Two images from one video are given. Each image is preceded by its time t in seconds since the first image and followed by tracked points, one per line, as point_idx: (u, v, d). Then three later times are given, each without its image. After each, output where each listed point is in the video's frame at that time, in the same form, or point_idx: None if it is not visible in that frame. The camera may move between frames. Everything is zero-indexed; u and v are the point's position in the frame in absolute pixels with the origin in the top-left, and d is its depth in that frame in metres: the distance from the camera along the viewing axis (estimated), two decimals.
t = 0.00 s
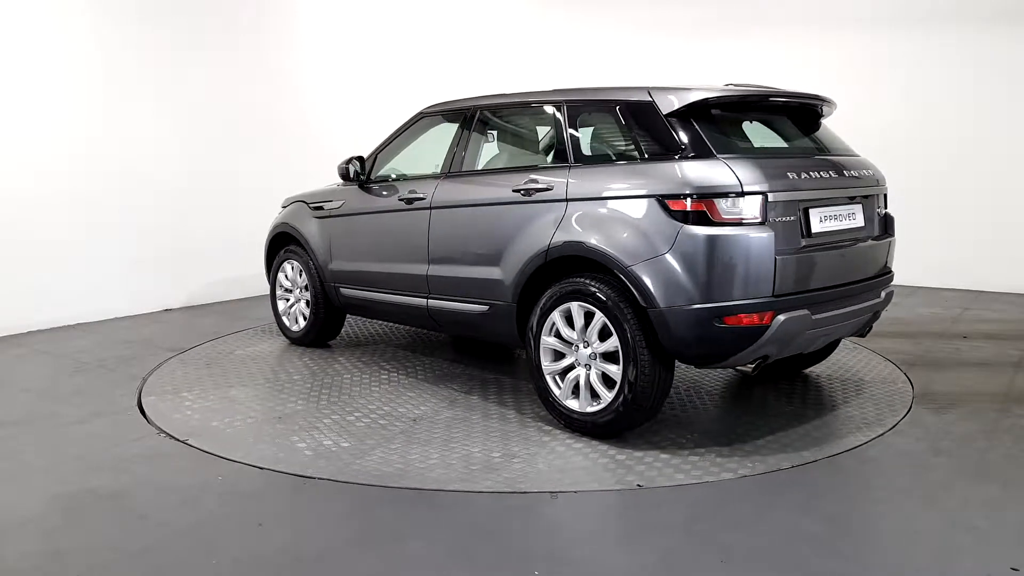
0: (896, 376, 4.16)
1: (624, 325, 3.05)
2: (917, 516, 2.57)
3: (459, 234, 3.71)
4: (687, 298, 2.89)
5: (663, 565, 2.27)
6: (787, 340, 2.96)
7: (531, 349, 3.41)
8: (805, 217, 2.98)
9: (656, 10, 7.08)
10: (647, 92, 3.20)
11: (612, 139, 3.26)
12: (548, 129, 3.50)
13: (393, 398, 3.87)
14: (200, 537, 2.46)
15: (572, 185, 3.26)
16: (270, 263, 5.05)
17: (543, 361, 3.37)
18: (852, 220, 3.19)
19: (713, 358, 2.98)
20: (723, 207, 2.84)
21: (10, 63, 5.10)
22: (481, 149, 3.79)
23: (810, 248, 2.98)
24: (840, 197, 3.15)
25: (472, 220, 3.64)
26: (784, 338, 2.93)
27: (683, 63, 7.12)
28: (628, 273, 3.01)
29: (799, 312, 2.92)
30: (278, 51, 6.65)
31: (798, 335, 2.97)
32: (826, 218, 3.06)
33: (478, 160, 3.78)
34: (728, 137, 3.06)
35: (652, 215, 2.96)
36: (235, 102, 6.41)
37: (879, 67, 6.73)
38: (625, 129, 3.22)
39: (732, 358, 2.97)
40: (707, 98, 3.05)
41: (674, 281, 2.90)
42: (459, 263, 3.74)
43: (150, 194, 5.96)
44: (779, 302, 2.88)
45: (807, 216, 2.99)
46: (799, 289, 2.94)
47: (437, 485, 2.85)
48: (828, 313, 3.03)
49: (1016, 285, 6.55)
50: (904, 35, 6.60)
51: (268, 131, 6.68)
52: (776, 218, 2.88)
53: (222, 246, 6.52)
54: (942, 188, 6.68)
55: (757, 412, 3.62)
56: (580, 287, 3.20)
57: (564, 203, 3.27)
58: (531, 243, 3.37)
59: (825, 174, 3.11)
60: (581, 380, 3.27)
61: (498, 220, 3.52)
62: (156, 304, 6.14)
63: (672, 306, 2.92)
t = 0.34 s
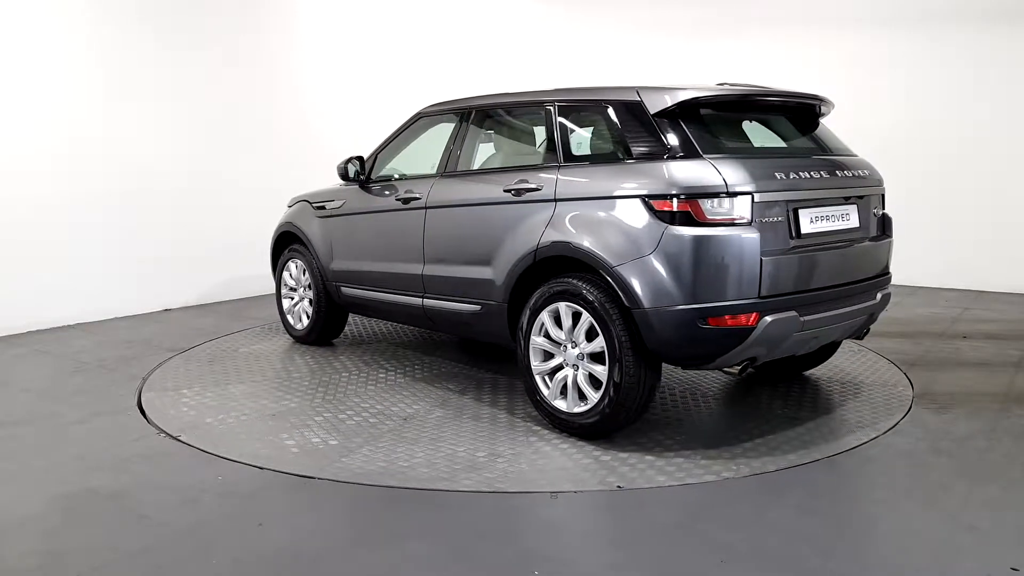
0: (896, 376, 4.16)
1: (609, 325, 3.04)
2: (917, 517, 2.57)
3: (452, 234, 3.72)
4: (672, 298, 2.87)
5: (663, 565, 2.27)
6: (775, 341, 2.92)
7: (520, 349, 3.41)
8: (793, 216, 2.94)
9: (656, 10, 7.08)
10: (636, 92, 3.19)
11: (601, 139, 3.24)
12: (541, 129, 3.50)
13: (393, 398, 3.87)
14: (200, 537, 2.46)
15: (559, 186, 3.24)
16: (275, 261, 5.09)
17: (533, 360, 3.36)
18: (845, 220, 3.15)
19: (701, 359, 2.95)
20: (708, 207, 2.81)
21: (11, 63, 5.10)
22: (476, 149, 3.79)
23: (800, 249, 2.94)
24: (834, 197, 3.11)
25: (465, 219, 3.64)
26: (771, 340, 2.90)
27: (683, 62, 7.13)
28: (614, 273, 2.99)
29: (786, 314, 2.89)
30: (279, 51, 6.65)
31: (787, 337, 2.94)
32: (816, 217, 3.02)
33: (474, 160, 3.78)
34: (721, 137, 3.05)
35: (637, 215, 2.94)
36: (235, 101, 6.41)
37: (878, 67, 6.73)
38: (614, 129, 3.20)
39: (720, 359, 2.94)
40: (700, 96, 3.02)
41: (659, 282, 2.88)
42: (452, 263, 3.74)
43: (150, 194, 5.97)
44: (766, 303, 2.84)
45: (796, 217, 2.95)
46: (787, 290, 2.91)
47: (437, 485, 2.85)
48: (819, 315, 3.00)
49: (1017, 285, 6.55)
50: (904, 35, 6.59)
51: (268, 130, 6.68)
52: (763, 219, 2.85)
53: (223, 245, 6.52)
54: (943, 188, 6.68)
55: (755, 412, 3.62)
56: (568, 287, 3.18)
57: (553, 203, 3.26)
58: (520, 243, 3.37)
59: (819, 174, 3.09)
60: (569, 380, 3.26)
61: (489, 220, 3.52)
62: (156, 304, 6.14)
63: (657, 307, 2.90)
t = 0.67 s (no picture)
0: (897, 376, 4.16)
1: (593, 325, 3.02)
2: (916, 517, 2.57)
3: (447, 234, 3.72)
4: (655, 299, 2.85)
5: (662, 565, 2.27)
6: (761, 343, 2.90)
7: (510, 349, 3.40)
8: (779, 215, 2.91)
9: (656, 10, 7.09)
10: (624, 93, 3.16)
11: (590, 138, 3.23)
12: (533, 129, 3.49)
13: (392, 398, 3.87)
14: (200, 537, 2.46)
15: (548, 187, 3.24)
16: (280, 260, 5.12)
17: (522, 360, 3.35)
18: (838, 221, 3.12)
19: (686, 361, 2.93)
20: (692, 208, 2.80)
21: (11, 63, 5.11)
22: (472, 149, 3.78)
23: (787, 250, 2.91)
24: (827, 197, 3.09)
25: (458, 219, 3.65)
26: (757, 341, 2.87)
27: (683, 62, 7.13)
28: (598, 274, 2.99)
29: (773, 315, 2.86)
30: (279, 51, 6.65)
31: (773, 338, 2.90)
32: (805, 218, 2.99)
33: (469, 160, 3.77)
34: (720, 138, 3.07)
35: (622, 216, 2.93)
36: (235, 101, 6.40)
37: (878, 67, 6.73)
38: (602, 130, 3.18)
39: (705, 360, 2.93)
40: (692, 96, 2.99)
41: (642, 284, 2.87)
42: (445, 263, 3.75)
43: (150, 194, 5.97)
44: (750, 304, 2.82)
45: (784, 217, 2.92)
46: (774, 292, 2.88)
47: (437, 485, 2.85)
48: (809, 317, 2.96)
49: (1017, 285, 6.55)
50: (904, 35, 6.60)
51: (268, 130, 6.67)
52: (748, 219, 2.83)
53: (223, 245, 6.52)
54: (942, 188, 6.68)
55: (753, 412, 3.62)
56: (554, 287, 3.18)
57: (541, 203, 3.26)
58: (510, 243, 3.37)
59: (817, 174, 3.08)
60: (556, 381, 3.24)
61: (482, 220, 3.53)
62: (156, 304, 6.13)
63: (641, 308, 2.88)
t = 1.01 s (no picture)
0: (897, 376, 4.16)
1: (579, 326, 3.02)
2: (916, 517, 2.57)
3: (441, 233, 3.72)
4: (639, 299, 2.84)
5: (661, 566, 2.27)
6: (747, 346, 2.87)
7: (500, 349, 3.40)
8: (767, 216, 2.89)
9: (656, 11, 7.10)
10: (613, 93, 3.16)
11: (579, 138, 3.22)
12: (526, 129, 3.48)
13: (392, 398, 3.87)
14: (200, 537, 2.46)
15: (537, 188, 3.24)
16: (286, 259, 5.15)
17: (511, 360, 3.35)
18: (830, 222, 3.09)
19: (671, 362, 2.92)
20: (676, 209, 2.79)
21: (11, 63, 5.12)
22: (467, 149, 3.78)
23: (775, 252, 2.88)
24: (820, 198, 3.06)
25: (452, 219, 3.65)
26: (743, 343, 2.85)
27: (684, 63, 7.14)
28: (583, 274, 2.98)
29: (758, 317, 2.83)
30: (279, 51, 6.65)
31: (759, 341, 2.88)
32: (796, 218, 2.97)
33: (465, 160, 3.77)
34: (718, 138, 3.07)
35: (608, 216, 2.92)
36: (235, 101, 6.40)
37: (878, 67, 6.73)
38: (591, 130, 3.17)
39: (691, 362, 2.91)
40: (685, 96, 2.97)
41: (625, 283, 2.86)
42: (440, 263, 3.74)
43: (150, 194, 5.97)
44: (734, 306, 2.80)
45: (772, 218, 2.90)
46: (759, 294, 2.85)
47: (438, 485, 2.84)
48: (798, 319, 2.93)
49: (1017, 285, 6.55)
50: (904, 35, 6.60)
51: (269, 130, 6.67)
52: (732, 220, 2.81)
53: (224, 245, 6.52)
54: (942, 188, 6.68)
55: (753, 412, 3.62)
56: (541, 287, 3.17)
57: (530, 203, 3.25)
58: (499, 243, 3.37)
59: (819, 175, 3.08)
60: (544, 381, 3.23)
61: (475, 221, 3.52)
62: (156, 304, 6.13)
63: (624, 308, 2.87)
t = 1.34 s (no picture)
0: (897, 377, 4.16)
1: (565, 326, 3.01)
2: (916, 517, 2.57)
3: (436, 233, 3.72)
4: (622, 301, 2.83)
5: (661, 566, 2.27)
6: (733, 347, 2.85)
7: (490, 349, 3.40)
8: (752, 217, 2.86)
9: (656, 11, 7.11)
10: (602, 94, 3.16)
11: (569, 139, 3.22)
12: (519, 130, 3.48)
13: (392, 398, 3.86)
14: (200, 537, 2.46)
15: (525, 189, 3.23)
16: (292, 258, 5.19)
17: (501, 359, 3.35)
18: (821, 223, 3.05)
19: (655, 363, 2.90)
20: (660, 210, 2.77)
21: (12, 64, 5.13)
22: (463, 150, 3.79)
23: (762, 253, 2.85)
24: (811, 199, 3.03)
25: (445, 219, 3.65)
26: (728, 345, 2.83)
27: (685, 63, 7.16)
28: (568, 274, 2.98)
29: (743, 318, 2.81)
30: (279, 51, 6.65)
31: (745, 342, 2.85)
32: (784, 219, 2.94)
33: (460, 160, 3.78)
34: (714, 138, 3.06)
35: (593, 217, 2.91)
36: (235, 101, 6.41)
37: (877, 67, 6.74)
38: (580, 131, 3.17)
39: (676, 363, 2.89)
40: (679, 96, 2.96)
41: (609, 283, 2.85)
42: (435, 263, 3.75)
43: (150, 194, 5.97)
44: (719, 307, 2.78)
45: (758, 219, 2.88)
46: (745, 295, 2.82)
47: (436, 485, 2.84)
48: (788, 319, 2.90)
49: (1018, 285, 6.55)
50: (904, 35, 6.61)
51: (268, 129, 6.67)
52: (716, 222, 2.79)
53: (224, 246, 6.51)
54: (943, 188, 6.68)
55: (752, 412, 3.62)
56: (529, 287, 3.17)
57: (518, 203, 3.25)
58: (489, 244, 3.37)
59: (825, 175, 3.09)
60: (532, 381, 3.23)
61: (467, 221, 3.52)
62: (156, 304, 6.13)
63: (607, 309, 2.87)
